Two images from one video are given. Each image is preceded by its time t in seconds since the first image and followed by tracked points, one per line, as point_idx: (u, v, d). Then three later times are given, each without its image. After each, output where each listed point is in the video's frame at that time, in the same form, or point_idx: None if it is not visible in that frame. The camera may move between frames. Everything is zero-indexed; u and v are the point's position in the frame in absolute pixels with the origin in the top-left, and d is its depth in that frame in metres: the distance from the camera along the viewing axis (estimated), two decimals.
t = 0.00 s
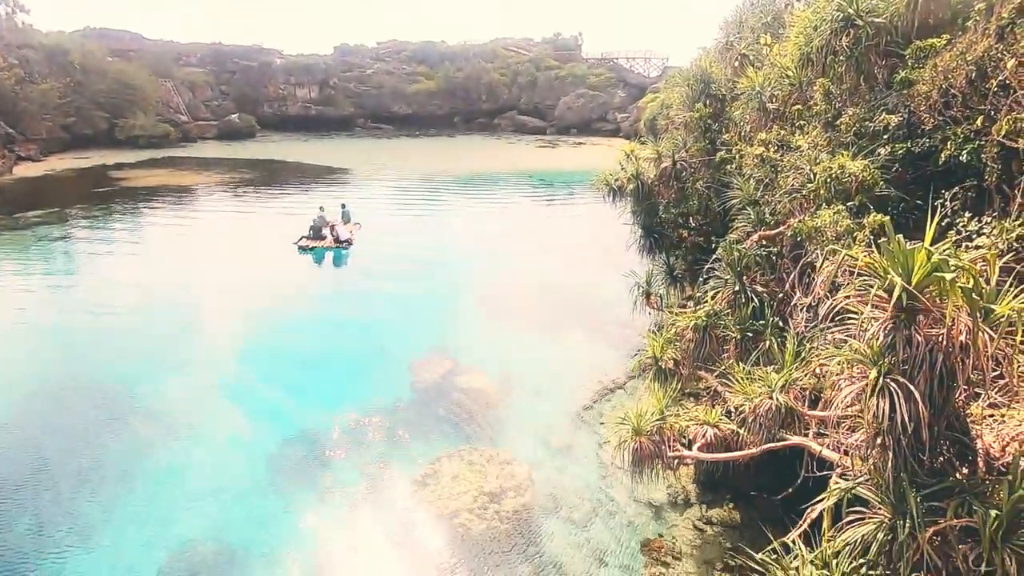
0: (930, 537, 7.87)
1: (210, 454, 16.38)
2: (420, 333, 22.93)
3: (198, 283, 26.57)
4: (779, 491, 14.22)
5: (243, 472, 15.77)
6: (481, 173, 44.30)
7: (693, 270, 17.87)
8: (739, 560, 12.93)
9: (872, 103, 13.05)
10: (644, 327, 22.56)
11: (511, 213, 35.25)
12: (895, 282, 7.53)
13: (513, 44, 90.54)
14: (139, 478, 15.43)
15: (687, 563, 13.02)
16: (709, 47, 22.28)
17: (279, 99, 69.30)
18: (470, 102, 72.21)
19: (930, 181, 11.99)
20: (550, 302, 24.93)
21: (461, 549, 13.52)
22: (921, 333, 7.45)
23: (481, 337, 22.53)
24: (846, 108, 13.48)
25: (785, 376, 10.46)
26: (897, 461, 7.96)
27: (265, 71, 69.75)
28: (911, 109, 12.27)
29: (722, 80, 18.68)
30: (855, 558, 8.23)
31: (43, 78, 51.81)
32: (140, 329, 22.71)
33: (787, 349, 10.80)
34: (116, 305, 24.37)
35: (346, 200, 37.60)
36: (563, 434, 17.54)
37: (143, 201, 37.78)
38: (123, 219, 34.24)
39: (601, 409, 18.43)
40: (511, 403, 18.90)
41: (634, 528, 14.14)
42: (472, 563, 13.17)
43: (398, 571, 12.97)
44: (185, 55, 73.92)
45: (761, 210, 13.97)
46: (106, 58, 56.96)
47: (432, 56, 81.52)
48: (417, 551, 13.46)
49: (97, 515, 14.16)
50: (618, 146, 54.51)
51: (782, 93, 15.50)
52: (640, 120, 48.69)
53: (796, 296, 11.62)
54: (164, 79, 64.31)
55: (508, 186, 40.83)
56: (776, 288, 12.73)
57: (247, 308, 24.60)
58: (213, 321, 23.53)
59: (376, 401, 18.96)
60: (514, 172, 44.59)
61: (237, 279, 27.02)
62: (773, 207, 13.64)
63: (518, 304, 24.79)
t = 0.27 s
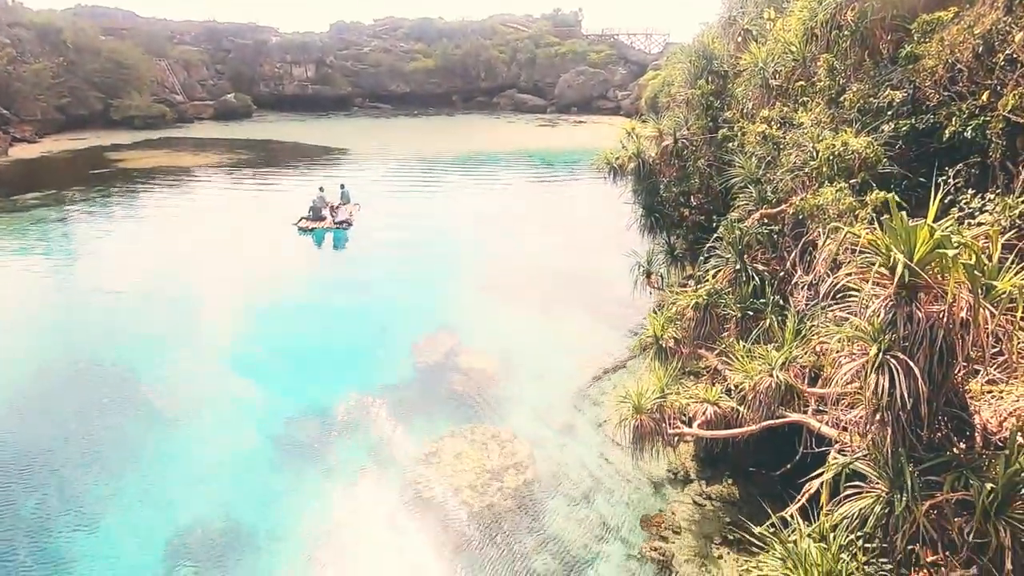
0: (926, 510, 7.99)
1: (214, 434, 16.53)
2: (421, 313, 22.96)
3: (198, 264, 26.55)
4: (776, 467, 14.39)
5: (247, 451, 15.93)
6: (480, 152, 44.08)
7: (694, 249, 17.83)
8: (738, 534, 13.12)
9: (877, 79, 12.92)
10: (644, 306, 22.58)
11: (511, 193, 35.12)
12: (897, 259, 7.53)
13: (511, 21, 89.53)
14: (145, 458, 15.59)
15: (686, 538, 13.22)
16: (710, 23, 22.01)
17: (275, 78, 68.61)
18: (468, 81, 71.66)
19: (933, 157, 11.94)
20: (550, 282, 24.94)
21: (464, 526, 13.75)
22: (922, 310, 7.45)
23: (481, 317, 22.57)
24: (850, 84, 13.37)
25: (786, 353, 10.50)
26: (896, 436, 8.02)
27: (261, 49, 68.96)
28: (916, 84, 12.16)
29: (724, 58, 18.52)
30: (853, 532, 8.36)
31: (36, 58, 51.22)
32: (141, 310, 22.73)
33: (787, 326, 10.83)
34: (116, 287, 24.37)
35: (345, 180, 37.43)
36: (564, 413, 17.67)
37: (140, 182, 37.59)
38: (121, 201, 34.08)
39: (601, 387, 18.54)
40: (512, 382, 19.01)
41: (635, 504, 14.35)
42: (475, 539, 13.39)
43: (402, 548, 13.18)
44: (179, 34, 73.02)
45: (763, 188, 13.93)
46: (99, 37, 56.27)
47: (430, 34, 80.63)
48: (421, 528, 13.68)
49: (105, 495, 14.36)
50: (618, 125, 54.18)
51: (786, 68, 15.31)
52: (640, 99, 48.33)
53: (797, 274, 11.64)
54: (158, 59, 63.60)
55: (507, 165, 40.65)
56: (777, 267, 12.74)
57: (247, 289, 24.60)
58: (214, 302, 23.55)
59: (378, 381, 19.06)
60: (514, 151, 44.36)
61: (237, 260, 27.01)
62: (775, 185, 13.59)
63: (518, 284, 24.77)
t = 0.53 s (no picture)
0: (931, 497, 8.01)
1: (223, 419, 16.67)
2: (428, 300, 23.00)
3: (205, 251, 26.64)
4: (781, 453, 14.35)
5: (256, 436, 16.08)
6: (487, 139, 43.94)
7: (702, 237, 17.78)
8: (742, 520, 13.16)
9: (890, 64, 12.74)
10: (651, 294, 22.53)
11: (518, 180, 35.01)
12: (905, 248, 7.46)
13: (517, 5, 88.84)
14: (155, 443, 15.77)
15: (690, 523, 13.30)
16: (719, 7, 21.76)
17: (281, 64, 68.32)
18: (474, 67, 71.33)
19: (945, 143, 11.84)
20: (555, 269, 24.90)
21: (471, 511, 13.88)
22: (930, 298, 7.40)
23: (487, 304, 22.57)
24: (861, 69, 13.22)
25: (792, 341, 10.47)
26: (902, 423, 8.01)
27: (265, 34, 68.62)
28: (928, 69, 12.00)
29: (733, 42, 18.30)
30: (856, 517, 8.39)
31: (43, 45, 51.13)
32: (148, 297, 22.82)
33: (794, 314, 10.79)
34: (123, 274, 24.47)
35: (351, 167, 37.39)
36: (570, 399, 17.71)
37: (147, 169, 37.64)
38: (129, 188, 34.15)
39: (607, 374, 18.55)
40: (518, 368, 19.06)
41: (640, 489, 14.44)
42: (482, 524, 13.52)
43: (410, 532, 13.34)
44: (184, 20, 72.69)
45: (771, 175, 13.84)
46: (105, 23, 56.09)
47: (435, 18, 80.09)
48: (429, 512, 13.82)
49: (117, 480, 14.55)
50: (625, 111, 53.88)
51: (796, 53, 15.23)
52: (648, 84, 47.98)
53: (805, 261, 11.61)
54: (164, 45, 63.39)
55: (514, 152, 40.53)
56: (784, 254, 12.70)
57: (254, 276, 24.67)
58: (221, 289, 23.64)
59: (385, 367, 19.16)
60: (520, 137, 44.18)
61: (244, 246, 27.06)
62: (783, 172, 13.48)
63: (524, 272, 24.72)
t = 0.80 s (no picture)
0: (940, 489, 8.04)
1: (232, 408, 16.78)
2: (435, 290, 23.01)
3: (213, 240, 26.70)
4: (788, 445, 14.27)
5: (265, 425, 16.21)
6: (494, 129, 43.80)
7: (710, 227, 17.69)
8: (748, 510, 13.14)
9: (904, 52, 12.61)
10: (658, 285, 22.46)
11: (526, 170, 34.89)
12: (918, 240, 7.37)
13: None
14: (166, 431, 15.92)
15: (696, 513, 13.32)
16: None
17: (287, 53, 67.91)
18: (481, 56, 71.05)
19: (959, 133, 11.74)
20: (562, 260, 24.83)
21: (479, 500, 14.01)
22: (942, 290, 7.32)
23: (494, 294, 22.56)
24: (875, 58, 13.08)
25: (801, 332, 10.41)
26: (911, 415, 7.94)
27: (272, 23, 68.34)
28: (943, 58, 11.95)
29: (744, 30, 18.10)
30: (864, 508, 8.38)
31: (51, 34, 51.10)
32: (156, 287, 22.90)
33: (803, 306, 10.73)
34: (132, 263, 24.55)
35: (358, 157, 37.35)
36: (577, 389, 17.72)
37: (155, 159, 37.68)
38: (138, 178, 34.21)
39: (614, 365, 18.54)
40: (525, 358, 19.09)
41: (646, 479, 14.48)
42: (489, 514, 13.63)
43: (418, 520, 13.47)
44: (190, 9, 72.46)
45: (781, 166, 13.73)
46: (112, 12, 55.98)
47: (442, 7, 79.65)
48: (437, 500, 13.99)
49: (129, 467, 14.73)
50: (633, 100, 53.59)
51: (808, 41, 15.05)
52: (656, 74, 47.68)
53: (815, 253, 11.54)
54: (170, 35, 63.25)
55: (521, 142, 40.39)
56: (794, 246, 12.62)
57: (261, 266, 24.71)
58: (228, 278, 23.70)
59: (392, 357, 19.22)
60: (527, 127, 44.03)
61: (251, 236, 27.10)
62: (794, 162, 13.36)
63: (531, 263, 24.59)
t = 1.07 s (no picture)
0: (953, 486, 7.93)
1: (245, 391, 16.92)
2: (446, 278, 23.00)
3: (227, 225, 26.81)
4: (799, 439, 14.13)
5: (278, 408, 16.36)
6: (507, 117, 43.59)
7: (724, 219, 17.53)
8: (756, 504, 13.05)
9: (929, 43, 12.37)
10: (670, 276, 22.33)
11: (539, 159, 34.71)
12: (938, 234, 7.24)
13: None
14: (180, 412, 16.10)
15: (703, 505, 13.28)
16: None
17: (302, 39, 67.75)
18: (495, 43, 70.64)
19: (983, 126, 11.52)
20: (574, 249, 24.72)
21: (486, 487, 14.06)
22: (961, 285, 7.20)
23: (505, 283, 22.50)
24: (899, 48, 12.84)
25: (815, 326, 10.30)
26: (926, 411, 7.83)
27: (287, 9, 68.10)
28: (969, 48, 11.68)
29: (764, 19, 17.81)
30: (874, 504, 8.28)
31: (69, 18, 51.29)
32: (171, 270, 23.04)
33: (818, 299, 10.61)
34: (147, 247, 24.71)
35: (371, 144, 37.31)
36: (587, 379, 17.70)
37: (170, 144, 37.82)
38: (154, 162, 34.36)
39: (624, 356, 18.46)
40: (536, 348, 19.06)
41: (654, 470, 14.46)
42: (497, 502, 13.67)
43: (427, 508, 13.53)
44: None
45: (798, 158, 13.55)
46: None
47: None
48: (446, 487, 14.05)
49: (144, 447, 14.91)
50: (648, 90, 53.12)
51: (830, 30, 14.77)
52: (671, 63, 47.23)
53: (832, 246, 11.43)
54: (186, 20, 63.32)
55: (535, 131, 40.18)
56: (809, 239, 12.48)
57: (274, 251, 24.80)
58: (242, 263, 23.81)
59: (403, 344, 19.26)
60: (541, 116, 43.78)
61: (264, 222, 27.19)
62: (811, 154, 13.20)
63: (543, 253, 24.50)
